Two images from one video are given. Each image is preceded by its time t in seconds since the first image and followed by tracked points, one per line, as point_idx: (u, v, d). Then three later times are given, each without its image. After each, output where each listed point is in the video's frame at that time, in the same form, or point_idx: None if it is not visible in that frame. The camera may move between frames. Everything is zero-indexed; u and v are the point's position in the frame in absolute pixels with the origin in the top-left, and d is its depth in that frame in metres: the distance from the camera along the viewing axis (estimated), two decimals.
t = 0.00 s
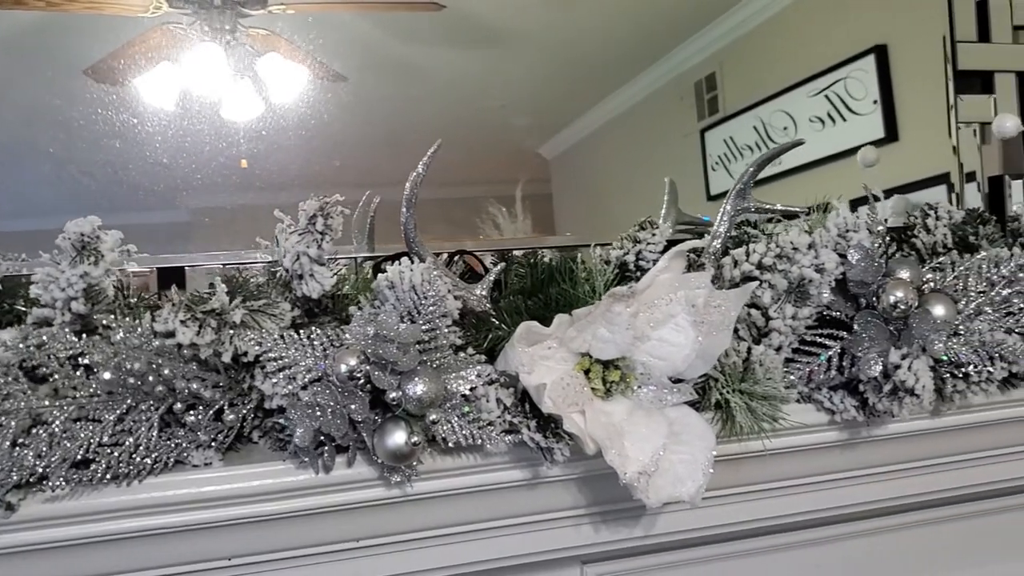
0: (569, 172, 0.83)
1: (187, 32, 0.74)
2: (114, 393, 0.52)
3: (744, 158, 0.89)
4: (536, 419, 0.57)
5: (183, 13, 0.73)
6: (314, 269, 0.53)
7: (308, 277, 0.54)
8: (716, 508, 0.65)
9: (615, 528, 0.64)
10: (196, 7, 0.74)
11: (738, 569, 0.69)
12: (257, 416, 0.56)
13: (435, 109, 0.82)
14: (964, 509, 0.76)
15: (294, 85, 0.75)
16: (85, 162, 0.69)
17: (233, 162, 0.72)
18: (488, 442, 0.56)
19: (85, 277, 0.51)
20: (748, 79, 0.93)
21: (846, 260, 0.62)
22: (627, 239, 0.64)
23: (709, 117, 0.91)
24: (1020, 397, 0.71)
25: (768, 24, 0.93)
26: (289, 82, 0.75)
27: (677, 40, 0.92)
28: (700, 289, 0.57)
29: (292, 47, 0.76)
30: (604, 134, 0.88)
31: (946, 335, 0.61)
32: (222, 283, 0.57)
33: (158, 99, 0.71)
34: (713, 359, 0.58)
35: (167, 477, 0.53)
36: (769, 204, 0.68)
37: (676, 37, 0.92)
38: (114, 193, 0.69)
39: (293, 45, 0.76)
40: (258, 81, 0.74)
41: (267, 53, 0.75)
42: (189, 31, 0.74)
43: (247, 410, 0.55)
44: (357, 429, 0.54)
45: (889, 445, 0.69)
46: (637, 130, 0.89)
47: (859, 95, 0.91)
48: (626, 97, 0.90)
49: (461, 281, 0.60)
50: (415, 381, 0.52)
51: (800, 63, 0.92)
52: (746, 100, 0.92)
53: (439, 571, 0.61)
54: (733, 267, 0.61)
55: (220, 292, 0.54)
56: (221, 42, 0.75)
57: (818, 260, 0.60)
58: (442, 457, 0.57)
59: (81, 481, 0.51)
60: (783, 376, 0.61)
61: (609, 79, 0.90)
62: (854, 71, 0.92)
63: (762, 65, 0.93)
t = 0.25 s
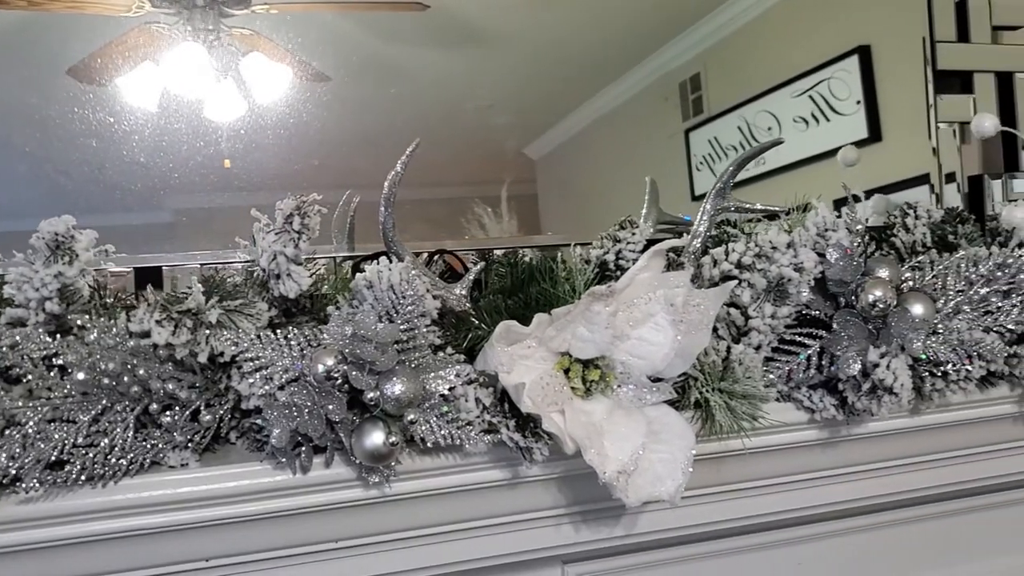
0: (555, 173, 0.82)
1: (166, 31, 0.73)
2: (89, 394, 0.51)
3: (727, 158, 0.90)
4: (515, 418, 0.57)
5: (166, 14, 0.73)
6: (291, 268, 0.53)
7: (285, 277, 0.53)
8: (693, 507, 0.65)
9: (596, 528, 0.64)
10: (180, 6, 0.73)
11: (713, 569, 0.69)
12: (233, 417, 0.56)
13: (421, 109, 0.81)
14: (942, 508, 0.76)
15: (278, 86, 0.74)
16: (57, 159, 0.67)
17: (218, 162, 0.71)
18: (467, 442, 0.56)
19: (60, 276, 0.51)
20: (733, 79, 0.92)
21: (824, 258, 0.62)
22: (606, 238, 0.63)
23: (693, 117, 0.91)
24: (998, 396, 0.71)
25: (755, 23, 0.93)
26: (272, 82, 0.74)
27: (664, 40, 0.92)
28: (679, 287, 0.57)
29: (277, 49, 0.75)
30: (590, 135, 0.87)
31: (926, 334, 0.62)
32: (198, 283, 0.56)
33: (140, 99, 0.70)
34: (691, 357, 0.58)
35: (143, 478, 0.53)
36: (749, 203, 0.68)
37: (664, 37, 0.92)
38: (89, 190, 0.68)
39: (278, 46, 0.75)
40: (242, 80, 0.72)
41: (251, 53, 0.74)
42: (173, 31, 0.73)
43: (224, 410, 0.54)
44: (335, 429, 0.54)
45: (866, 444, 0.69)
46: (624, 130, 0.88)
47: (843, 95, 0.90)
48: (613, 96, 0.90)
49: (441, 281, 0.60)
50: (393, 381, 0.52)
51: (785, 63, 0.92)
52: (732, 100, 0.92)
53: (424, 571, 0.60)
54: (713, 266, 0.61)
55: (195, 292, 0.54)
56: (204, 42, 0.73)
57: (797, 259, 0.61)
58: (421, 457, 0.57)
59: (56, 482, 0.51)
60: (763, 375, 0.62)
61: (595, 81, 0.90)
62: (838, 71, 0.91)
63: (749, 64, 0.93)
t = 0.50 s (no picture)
0: (543, 175, 0.80)
1: (154, 32, 0.72)
2: (65, 396, 0.51)
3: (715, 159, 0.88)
4: (495, 419, 0.57)
5: (152, 15, 0.72)
6: (269, 268, 0.53)
7: (263, 277, 0.53)
8: (675, 508, 0.65)
9: (578, 528, 0.64)
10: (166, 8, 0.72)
11: (697, 569, 0.69)
12: (212, 418, 0.55)
13: (403, 110, 0.79)
14: (925, 507, 0.76)
15: (264, 87, 0.74)
16: (36, 158, 0.66)
17: (204, 164, 0.70)
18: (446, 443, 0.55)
19: (35, 277, 0.51)
20: (720, 81, 0.91)
21: (804, 258, 0.62)
22: (588, 238, 0.63)
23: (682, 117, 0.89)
24: (979, 396, 0.71)
25: (744, 24, 0.92)
26: (258, 85, 0.73)
27: (651, 40, 0.89)
28: (659, 287, 0.57)
29: (264, 51, 0.74)
30: (578, 138, 0.84)
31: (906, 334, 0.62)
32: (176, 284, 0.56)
33: (125, 100, 0.70)
34: (670, 357, 0.57)
35: (120, 480, 0.52)
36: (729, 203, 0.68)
37: (652, 38, 0.89)
38: (68, 191, 0.67)
39: (265, 49, 0.74)
40: (228, 82, 0.72)
41: (238, 56, 0.73)
42: (158, 30, 0.72)
43: (202, 412, 0.54)
44: (313, 430, 0.53)
45: (847, 445, 0.69)
46: (610, 134, 0.86)
47: (829, 97, 0.91)
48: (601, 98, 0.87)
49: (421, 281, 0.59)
50: (372, 382, 0.52)
51: (773, 65, 0.92)
52: (719, 101, 0.91)
53: (417, 570, 0.60)
54: (694, 266, 0.61)
55: (172, 292, 0.54)
56: (191, 44, 0.72)
57: (777, 259, 0.61)
58: (401, 459, 0.57)
59: (31, 485, 0.50)
60: (743, 375, 0.62)
61: (580, 82, 0.87)
62: (824, 73, 0.91)
63: (738, 66, 0.91)
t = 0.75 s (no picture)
0: (530, 177, 0.80)
1: (138, 33, 0.72)
2: (39, 398, 0.51)
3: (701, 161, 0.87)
4: (473, 420, 0.56)
5: (136, 15, 0.72)
6: (244, 270, 0.52)
7: (238, 279, 0.53)
8: (655, 510, 0.65)
9: (558, 530, 0.63)
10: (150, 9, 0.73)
11: (680, 570, 0.69)
12: (188, 421, 0.55)
13: (388, 113, 0.79)
14: (907, 508, 0.76)
15: (248, 89, 0.73)
16: (13, 159, 0.66)
17: (187, 165, 0.70)
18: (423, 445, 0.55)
19: (7, 279, 0.51)
20: (706, 83, 0.90)
21: (783, 259, 0.62)
22: (567, 239, 0.63)
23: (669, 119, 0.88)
24: (959, 396, 0.71)
25: (731, 26, 0.91)
26: (242, 86, 0.73)
27: (636, 44, 0.89)
28: (637, 289, 0.57)
29: (247, 52, 0.74)
30: (563, 140, 0.83)
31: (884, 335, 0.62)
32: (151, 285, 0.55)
33: (109, 101, 0.69)
34: (649, 358, 0.57)
35: (94, 483, 0.52)
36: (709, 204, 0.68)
37: (637, 41, 0.89)
38: (44, 195, 0.66)
39: (249, 49, 0.74)
40: (213, 83, 0.72)
41: (221, 57, 0.73)
42: (141, 31, 0.73)
43: (178, 415, 0.54)
44: (290, 433, 0.53)
45: (827, 446, 0.69)
46: (596, 136, 0.85)
47: (813, 99, 0.89)
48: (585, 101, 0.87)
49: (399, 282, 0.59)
50: (349, 385, 0.52)
51: (760, 67, 0.90)
52: (706, 102, 0.90)
53: (411, 571, 0.60)
54: (673, 267, 0.61)
55: (147, 294, 0.53)
56: (175, 45, 0.73)
57: (755, 260, 0.60)
58: (379, 461, 0.57)
59: (4, 488, 0.50)
60: (723, 375, 0.62)
61: (565, 86, 0.86)
62: (809, 75, 0.89)
63: (724, 68, 0.90)
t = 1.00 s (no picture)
0: (519, 177, 0.78)
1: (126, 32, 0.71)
2: (18, 402, 0.51)
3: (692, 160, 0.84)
4: (455, 423, 0.56)
5: (123, 14, 0.71)
6: (225, 272, 0.52)
7: (219, 281, 0.52)
8: (638, 511, 0.65)
9: (541, 532, 0.63)
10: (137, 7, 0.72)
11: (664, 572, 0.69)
12: (169, 423, 0.55)
13: (372, 113, 0.76)
14: (892, 509, 0.76)
15: (236, 88, 0.72)
16: None
17: (176, 165, 0.69)
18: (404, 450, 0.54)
19: None
20: (697, 82, 0.86)
21: (766, 261, 0.62)
22: (551, 241, 0.63)
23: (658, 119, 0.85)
24: (943, 398, 0.71)
25: (723, 23, 0.87)
26: (229, 85, 0.71)
27: (625, 43, 0.85)
28: (620, 291, 0.57)
29: (235, 50, 0.72)
30: (551, 142, 0.81)
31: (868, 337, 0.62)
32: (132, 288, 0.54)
33: (95, 100, 0.68)
34: (632, 360, 0.57)
35: (75, 486, 0.52)
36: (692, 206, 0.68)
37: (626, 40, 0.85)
38: (23, 199, 0.65)
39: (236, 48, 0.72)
40: (199, 82, 0.71)
41: (208, 56, 0.71)
42: (129, 30, 0.71)
43: (159, 417, 0.54)
44: (272, 435, 0.53)
45: (811, 448, 0.69)
46: (584, 138, 0.82)
47: (803, 99, 0.86)
48: (572, 100, 0.84)
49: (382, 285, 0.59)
50: (330, 387, 0.51)
51: (752, 66, 0.87)
52: (698, 101, 0.86)
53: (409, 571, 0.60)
54: (657, 269, 0.61)
55: (127, 296, 0.52)
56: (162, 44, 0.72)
57: (738, 262, 0.61)
58: (361, 463, 0.56)
59: None
60: (706, 377, 0.62)
61: (551, 86, 0.83)
62: (799, 75, 0.87)
63: (718, 68, 0.86)
